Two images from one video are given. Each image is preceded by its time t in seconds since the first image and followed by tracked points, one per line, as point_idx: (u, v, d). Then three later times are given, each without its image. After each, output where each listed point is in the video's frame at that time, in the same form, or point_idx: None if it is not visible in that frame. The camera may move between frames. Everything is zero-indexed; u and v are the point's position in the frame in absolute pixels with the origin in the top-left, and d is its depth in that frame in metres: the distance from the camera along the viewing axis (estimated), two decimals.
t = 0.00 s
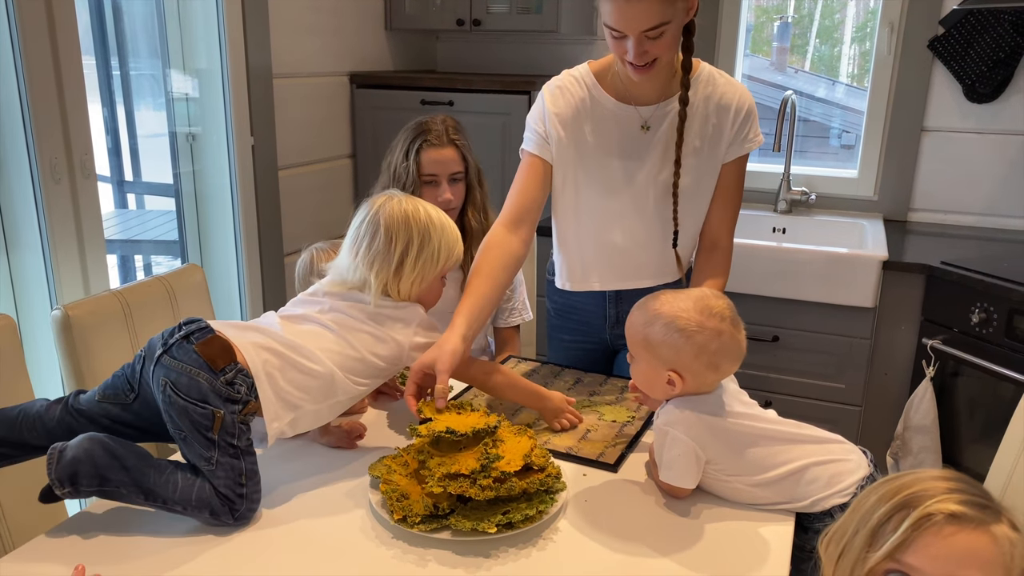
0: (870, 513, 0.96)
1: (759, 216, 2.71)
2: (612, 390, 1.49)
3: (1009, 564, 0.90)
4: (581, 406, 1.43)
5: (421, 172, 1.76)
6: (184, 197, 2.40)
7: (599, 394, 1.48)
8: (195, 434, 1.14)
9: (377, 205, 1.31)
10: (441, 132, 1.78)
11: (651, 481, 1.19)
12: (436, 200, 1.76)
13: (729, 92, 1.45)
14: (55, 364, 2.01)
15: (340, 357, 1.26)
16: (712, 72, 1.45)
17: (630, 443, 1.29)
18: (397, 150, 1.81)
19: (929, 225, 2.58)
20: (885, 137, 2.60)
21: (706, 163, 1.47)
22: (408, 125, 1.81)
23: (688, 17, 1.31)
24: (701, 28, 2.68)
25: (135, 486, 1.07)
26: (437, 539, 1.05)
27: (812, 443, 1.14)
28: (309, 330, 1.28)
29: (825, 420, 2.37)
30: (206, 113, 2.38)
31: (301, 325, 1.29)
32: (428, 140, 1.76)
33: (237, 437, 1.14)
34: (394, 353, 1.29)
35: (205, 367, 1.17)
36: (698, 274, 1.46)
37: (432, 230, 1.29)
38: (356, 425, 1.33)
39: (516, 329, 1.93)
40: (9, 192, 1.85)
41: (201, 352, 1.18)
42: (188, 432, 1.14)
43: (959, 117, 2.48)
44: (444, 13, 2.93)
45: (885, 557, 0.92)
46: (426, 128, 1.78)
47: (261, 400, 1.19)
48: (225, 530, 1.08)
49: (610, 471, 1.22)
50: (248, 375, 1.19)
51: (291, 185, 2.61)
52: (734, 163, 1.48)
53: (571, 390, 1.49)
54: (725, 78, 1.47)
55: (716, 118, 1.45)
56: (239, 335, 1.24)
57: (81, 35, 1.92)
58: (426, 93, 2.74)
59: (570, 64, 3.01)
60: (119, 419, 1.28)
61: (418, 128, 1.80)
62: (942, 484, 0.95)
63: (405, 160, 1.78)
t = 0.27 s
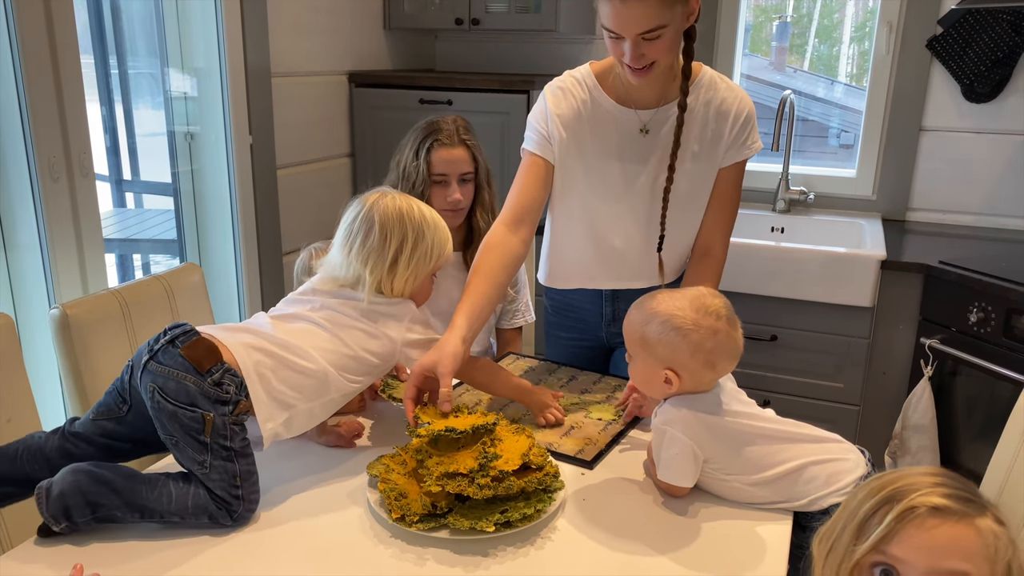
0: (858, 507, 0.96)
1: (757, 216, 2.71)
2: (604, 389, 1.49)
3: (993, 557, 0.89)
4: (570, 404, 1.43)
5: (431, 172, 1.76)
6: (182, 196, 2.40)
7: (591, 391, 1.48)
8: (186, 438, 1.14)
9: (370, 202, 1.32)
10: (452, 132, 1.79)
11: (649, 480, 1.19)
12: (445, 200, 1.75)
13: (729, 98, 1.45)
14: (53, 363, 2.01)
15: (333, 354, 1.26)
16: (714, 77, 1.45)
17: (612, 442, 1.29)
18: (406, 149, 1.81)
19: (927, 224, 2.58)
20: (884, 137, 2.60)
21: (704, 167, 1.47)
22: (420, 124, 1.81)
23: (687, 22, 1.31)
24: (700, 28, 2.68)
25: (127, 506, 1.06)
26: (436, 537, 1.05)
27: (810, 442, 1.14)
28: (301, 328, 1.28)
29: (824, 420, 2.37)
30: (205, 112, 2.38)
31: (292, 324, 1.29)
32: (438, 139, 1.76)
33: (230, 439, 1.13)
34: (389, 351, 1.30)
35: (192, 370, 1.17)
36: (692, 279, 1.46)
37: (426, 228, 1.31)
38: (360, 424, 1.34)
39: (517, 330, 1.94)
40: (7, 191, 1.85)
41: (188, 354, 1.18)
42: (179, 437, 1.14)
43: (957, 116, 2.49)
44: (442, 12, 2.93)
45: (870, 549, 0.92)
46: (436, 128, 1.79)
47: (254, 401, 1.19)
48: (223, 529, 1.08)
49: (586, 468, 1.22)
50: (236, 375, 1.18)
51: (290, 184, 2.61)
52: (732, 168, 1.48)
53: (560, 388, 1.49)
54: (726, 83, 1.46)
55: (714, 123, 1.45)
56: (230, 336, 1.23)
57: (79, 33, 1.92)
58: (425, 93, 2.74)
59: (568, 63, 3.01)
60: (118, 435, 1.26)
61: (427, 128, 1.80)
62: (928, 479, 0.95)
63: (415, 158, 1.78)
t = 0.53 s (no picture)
0: (848, 504, 0.97)
1: (757, 216, 2.71)
2: (605, 389, 1.49)
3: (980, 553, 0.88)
4: (569, 403, 1.43)
5: (441, 173, 1.76)
6: (182, 196, 2.40)
7: (590, 391, 1.48)
8: (179, 438, 1.14)
9: (355, 197, 1.32)
10: (462, 133, 1.79)
11: (650, 480, 1.19)
12: (453, 202, 1.74)
13: (730, 100, 1.45)
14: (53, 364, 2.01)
15: (332, 349, 1.26)
16: (714, 81, 1.45)
17: (609, 441, 1.29)
18: (416, 149, 1.82)
19: (927, 224, 2.58)
20: (884, 137, 2.60)
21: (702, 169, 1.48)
22: (431, 124, 1.81)
23: (685, 27, 1.30)
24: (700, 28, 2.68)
25: (121, 510, 1.06)
26: (436, 538, 1.05)
27: (810, 442, 1.14)
28: (297, 325, 1.27)
29: (824, 420, 2.37)
30: (205, 111, 2.38)
31: (287, 322, 1.28)
32: (449, 140, 1.77)
33: (219, 439, 1.13)
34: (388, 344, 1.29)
35: (181, 369, 1.16)
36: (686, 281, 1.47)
37: (413, 217, 1.32)
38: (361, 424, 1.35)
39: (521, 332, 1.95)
40: (7, 191, 1.85)
41: (178, 355, 1.18)
42: (170, 436, 1.15)
43: (957, 116, 2.49)
44: (442, 12, 2.93)
45: (857, 544, 0.92)
46: (447, 128, 1.79)
47: (250, 399, 1.19)
48: (224, 529, 1.08)
49: (584, 467, 1.22)
50: (226, 372, 1.18)
51: (290, 184, 2.61)
52: (730, 171, 1.48)
53: (559, 387, 1.49)
54: (727, 86, 1.46)
55: (714, 125, 1.45)
56: (224, 337, 1.24)
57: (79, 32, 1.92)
58: (425, 92, 2.74)
59: (568, 63, 3.01)
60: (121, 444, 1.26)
61: (438, 128, 1.80)
62: (917, 476, 0.95)
63: (425, 159, 1.78)
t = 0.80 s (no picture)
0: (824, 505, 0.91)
1: (758, 215, 2.72)
2: (606, 389, 1.49)
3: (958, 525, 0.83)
4: (570, 403, 1.43)
5: (448, 177, 1.76)
6: (183, 196, 2.40)
7: (593, 391, 1.48)
8: (181, 434, 1.15)
9: (362, 195, 1.32)
10: (469, 137, 1.78)
11: (652, 480, 1.19)
12: (460, 207, 1.74)
13: (728, 100, 1.45)
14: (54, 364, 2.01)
15: (338, 345, 1.25)
16: (713, 80, 1.46)
17: (611, 441, 1.29)
18: (424, 151, 1.82)
19: (928, 224, 2.58)
20: (884, 136, 2.60)
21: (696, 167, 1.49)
22: (439, 125, 1.81)
23: (679, 29, 1.33)
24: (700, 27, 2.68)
25: (128, 504, 1.06)
26: (438, 538, 1.05)
27: (813, 442, 1.14)
28: (303, 321, 1.27)
29: (825, 419, 2.37)
30: (205, 112, 2.38)
31: (293, 319, 1.28)
32: (455, 144, 1.76)
33: (222, 436, 1.13)
34: (392, 338, 1.28)
35: (183, 366, 1.17)
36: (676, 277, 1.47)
37: (419, 214, 1.32)
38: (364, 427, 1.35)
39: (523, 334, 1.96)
40: (8, 191, 1.85)
41: (179, 351, 1.18)
42: (175, 432, 1.15)
43: (957, 116, 2.49)
44: (443, 12, 2.93)
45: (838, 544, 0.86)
46: (454, 132, 1.78)
47: (253, 394, 1.19)
48: (226, 528, 1.08)
49: (586, 467, 1.22)
50: (228, 369, 1.17)
51: (291, 184, 2.61)
52: (725, 171, 1.48)
53: (561, 387, 1.49)
54: (725, 86, 1.47)
55: (709, 124, 1.46)
56: (231, 334, 1.24)
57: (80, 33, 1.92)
58: (426, 92, 2.74)
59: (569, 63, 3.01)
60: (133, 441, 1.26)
61: (445, 131, 1.80)
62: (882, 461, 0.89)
63: (433, 162, 1.78)
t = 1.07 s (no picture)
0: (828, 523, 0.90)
1: (759, 215, 2.72)
2: (609, 389, 1.49)
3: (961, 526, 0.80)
4: (572, 403, 1.43)
5: (447, 179, 1.74)
6: (184, 197, 2.40)
7: (594, 391, 1.47)
8: (184, 436, 1.15)
9: (362, 192, 1.31)
10: (467, 138, 1.76)
11: (654, 480, 1.19)
12: (461, 209, 1.74)
13: (722, 98, 1.49)
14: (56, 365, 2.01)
15: (340, 343, 1.25)
16: (707, 78, 1.51)
17: (613, 441, 1.29)
18: (422, 154, 1.80)
19: (929, 224, 2.58)
20: (886, 136, 2.60)
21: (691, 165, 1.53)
22: (436, 127, 1.79)
23: (663, 31, 1.37)
24: (702, 28, 2.68)
25: (131, 502, 1.07)
26: (439, 538, 1.05)
27: (814, 442, 1.14)
28: (305, 320, 1.27)
29: (827, 420, 2.37)
30: (207, 112, 2.38)
31: (295, 317, 1.28)
32: (454, 147, 1.74)
33: (224, 437, 1.13)
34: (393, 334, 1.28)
35: (185, 368, 1.16)
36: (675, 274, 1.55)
37: (421, 211, 1.30)
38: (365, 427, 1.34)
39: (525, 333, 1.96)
40: (10, 192, 1.85)
41: (183, 351, 1.17)
42: (178, 433, 1.16)
43: (959, 116, 2.49)
44: (444, 13, 2.94)
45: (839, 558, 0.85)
46: (452, 134, 1.76)
47: (256, 394, 1.19)
48: (229, 528, 1.07)
49: (588, 468, 1.22)
50: (229, 371, 1.17)
51: (292, 185, 2.61)
52: (719, 168, 1.52)
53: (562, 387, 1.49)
54: (719, 85, 1.51)
55: (703, 121, 1.50)
56: (234, 334, 1.24)
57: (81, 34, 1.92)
58: (427, 93, 2.74)
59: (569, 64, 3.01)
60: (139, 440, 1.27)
61: (443, 133, 1.78)
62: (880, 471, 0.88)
63: (430, 165, 1.77)
